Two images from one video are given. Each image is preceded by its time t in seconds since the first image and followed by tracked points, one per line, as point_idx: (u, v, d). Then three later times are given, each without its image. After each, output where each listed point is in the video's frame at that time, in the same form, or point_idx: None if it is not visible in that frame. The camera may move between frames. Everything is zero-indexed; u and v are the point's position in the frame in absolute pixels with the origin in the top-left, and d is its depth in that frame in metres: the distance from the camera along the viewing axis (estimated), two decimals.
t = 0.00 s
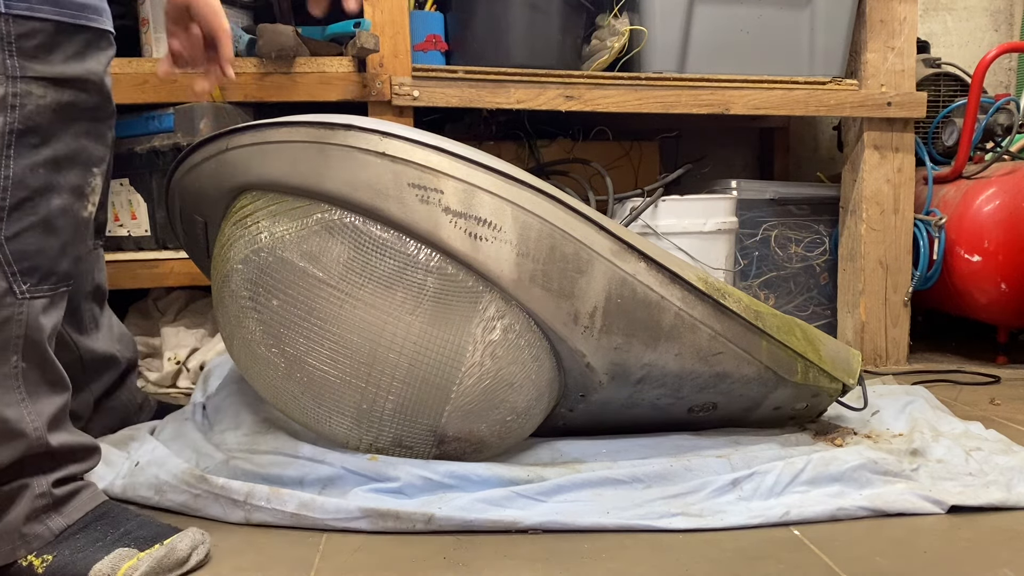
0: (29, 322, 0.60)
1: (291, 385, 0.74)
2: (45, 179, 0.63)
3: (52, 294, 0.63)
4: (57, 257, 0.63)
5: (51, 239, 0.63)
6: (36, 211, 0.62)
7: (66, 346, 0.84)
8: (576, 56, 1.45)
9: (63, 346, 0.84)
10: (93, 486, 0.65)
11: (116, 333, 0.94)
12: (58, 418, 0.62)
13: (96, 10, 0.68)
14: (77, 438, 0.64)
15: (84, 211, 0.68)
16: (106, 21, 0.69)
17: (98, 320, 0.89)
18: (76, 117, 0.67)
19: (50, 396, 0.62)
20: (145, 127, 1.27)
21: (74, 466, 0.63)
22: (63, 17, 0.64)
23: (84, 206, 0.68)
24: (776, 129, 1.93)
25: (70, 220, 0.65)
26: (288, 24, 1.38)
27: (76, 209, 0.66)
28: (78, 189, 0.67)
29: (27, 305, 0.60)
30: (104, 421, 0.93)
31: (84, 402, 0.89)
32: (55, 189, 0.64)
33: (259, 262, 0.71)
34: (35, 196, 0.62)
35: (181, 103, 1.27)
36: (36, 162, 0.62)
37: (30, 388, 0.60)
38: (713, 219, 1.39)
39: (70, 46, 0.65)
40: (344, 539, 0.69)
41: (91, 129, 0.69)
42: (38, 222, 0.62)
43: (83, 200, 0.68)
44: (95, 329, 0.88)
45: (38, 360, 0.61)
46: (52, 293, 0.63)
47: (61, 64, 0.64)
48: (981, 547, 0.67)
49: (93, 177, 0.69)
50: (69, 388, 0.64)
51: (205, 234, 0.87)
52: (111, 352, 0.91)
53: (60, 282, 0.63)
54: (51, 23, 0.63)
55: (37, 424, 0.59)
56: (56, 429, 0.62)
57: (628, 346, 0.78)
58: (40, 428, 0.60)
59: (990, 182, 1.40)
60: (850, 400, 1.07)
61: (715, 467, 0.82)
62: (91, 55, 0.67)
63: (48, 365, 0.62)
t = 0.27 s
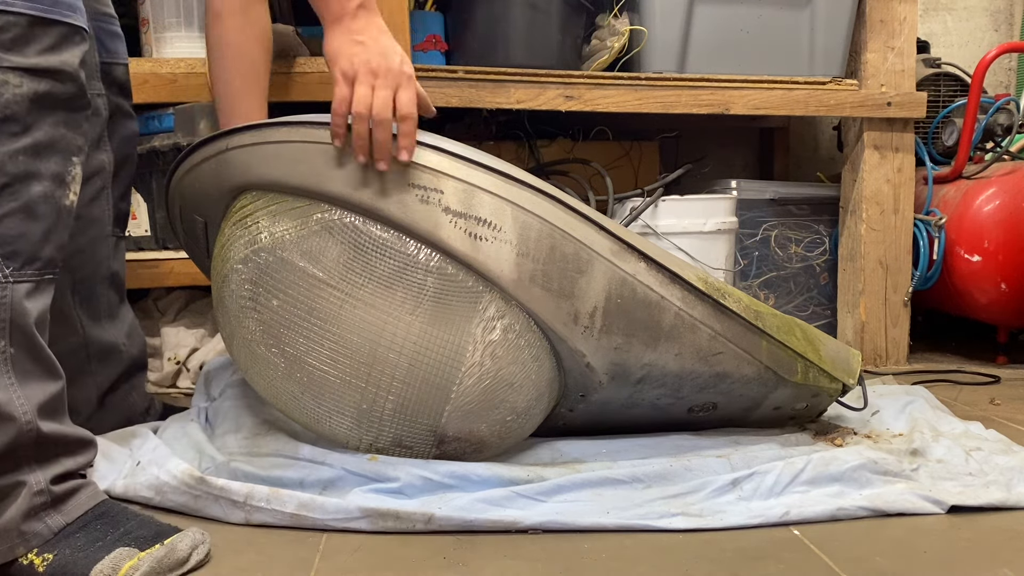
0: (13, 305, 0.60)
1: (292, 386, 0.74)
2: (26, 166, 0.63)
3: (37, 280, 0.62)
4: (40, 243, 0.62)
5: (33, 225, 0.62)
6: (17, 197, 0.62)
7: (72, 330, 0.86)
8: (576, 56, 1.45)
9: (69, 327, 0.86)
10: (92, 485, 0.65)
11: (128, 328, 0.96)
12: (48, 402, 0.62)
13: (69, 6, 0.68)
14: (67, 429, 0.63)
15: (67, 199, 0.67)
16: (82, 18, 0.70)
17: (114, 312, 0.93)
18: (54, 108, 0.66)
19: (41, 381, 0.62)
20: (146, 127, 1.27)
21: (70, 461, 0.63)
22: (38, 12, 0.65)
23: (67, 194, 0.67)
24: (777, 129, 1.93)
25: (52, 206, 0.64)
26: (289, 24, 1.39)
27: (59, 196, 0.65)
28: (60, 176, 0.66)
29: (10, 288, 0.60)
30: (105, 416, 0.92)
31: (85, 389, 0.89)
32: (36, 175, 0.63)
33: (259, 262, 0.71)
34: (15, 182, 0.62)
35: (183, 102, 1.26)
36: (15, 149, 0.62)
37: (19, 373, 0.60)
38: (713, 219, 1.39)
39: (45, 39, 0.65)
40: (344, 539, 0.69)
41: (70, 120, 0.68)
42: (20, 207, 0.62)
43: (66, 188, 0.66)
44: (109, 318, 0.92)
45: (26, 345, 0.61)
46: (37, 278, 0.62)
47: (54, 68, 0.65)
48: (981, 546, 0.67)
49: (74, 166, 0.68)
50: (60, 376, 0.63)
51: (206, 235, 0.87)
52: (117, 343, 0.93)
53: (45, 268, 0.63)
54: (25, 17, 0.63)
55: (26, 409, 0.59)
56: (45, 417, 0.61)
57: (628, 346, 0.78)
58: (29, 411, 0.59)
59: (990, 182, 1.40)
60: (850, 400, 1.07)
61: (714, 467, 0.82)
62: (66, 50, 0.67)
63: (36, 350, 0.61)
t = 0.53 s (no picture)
0: (15, 304, 0.60)
1: (293, 388, 0.74)
2: (29, 166, 0.63)
3: (39, 279, 0.62)
4: (42, 242, 0.62)
5: (35, 224, 0.62)
6: (19, 196, 0.62)
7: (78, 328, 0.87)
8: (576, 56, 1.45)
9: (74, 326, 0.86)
10: (93, 485, 0.65)
11: (135, 329, 0.97)
12: (50, 402, 0.62)
13: (74, 5, 0.67)
14: (69, 430, 0.63)
15: (70, 198, 0.67)
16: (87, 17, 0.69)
17: (123, 311, 0.94)
18: (57, 107, 0.66)
19: (44, 380, 0.62)
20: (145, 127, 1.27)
21: (71, 462, 0.63)
22: (41, 11, 0.64)
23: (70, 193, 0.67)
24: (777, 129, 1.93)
25: (54, 206, 0.64)
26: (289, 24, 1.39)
27: (62, 196, 0.65)
28: (63, 176, 0.66)
29: (12, 288, 0.60)
30: (109, 416, 0.92)
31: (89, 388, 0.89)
32: (39, 175, 0.63)
33: (259, 262, 0.71)
34: (17, 182, 0.61)
35: (182, 103, 1.26)
36: (19, 148, 0.62)
37: (22, 372, 0.60)
38: (713, 219, 1.39)
39: (50, 39, 0.65)
40: (344, 539, 0.69)
41: (73, 119, 0.68)
42: (22, 207, 0.61)
43: (70, 187, 0.66)
44: (119, 319, 0.94)
45: (29, 344, 0.60)
46: (40, 278, 0.62)
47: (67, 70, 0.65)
48: (981, 546, 0.67)
49: (77, 166, 0.68)
50: (62, 374, 0.64)
51: (206, 236, 0.87)
52: (122, 343, 0.93)
53: (47, 268, 0.63)
54: (30, 17, 0.63)
55: (27, 408, 0.59)
56: (47, 416, 0.61)
57: (628, 346, 0.78)
58: (30, 411, 0.59)
59: (990, 182, 1.40)
60: (850, 400, 1.07)
61: (714, 467, 0.82)
62: (70, 49, 0.67)
63: (38, 349, 0.61)
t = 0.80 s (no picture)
0: (17, 304, 0.60)
1: (293, 388, 0.74)
2: (30, 165, 0.63)
3: (41, 279, 0.62)
4: (44, 242, 0.63)
5: (37, 224, 0.62)
6: (20, 196, 0.62)
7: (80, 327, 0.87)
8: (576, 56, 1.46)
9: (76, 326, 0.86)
10: (93, 486, 0.65)
11: (138, 328, 0.96)
12: (50, 402, 0.62)
13: (75, 3, 0.68)
14: (69, 431, 0.63)
15: (71, 198, 0.67)
16: (90, 15, 0.70)
17: (128, 309, 0.94)
18: (59, 106, 0.66)
19: (44, 380, 0.62)
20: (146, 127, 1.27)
21: (70, 463, 0.63)
22: (43, 9, 0.64)
23: (72, 193, 0.67)
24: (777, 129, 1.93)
25: (56, 205, 0.64)
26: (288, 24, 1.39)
27: (63, 195, 0.65)
28: (64, 175, 0.66)
29: (14, 288, 0.60)
30: (112, 416, 0.92)
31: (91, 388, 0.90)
32: (41, 174, 0.64)
33: (259, 262, 0.71)
34: (19, 181, 0.61)
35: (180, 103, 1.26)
36: (20, 147, 0.62)
37: (22, 372, 0.60)
38: (713, 219, 1.39)
39: (52, 36, 0.65)
40: (344, 539, 0.69)
41: (74, 118, 0.68)
42: (23, 206, 0.62)
43: (71, 187, 0.67)
44: (123, 317, 0.93)
45: (29, 344, 0.61)
46: (41, 278, 0.62)
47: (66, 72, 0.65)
48: (981, 546, 0.67)
49: (78, 165, 0.68)
50: (62, 374, 0.64)
51: (205, 234, 0.86)
52: (123, 343, 0.93)
53: (49, 268, 0.63)
54: (30, 14, 0.63)
55: (27, 409, 0.59)
56: (47, 416, 0.61)
57: (628, 346, 0.78)
58: (30, 411, 0.59)
59: (990, 182, 1.40)
60: (850, 400, 1.07)
61: (714, 467, 0.82)
62: (72, 47, 0.67)
63: (39, 348, 0.61)
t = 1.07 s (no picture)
0: (33, 302, 0.60)
1: (293, 388, 0.74)
2: (51, 163, 0.63)
3: (57, 277, 0.63)
4: (62, 240, 0.63)
5: (56, 223, 0.62)
6: (41, 194, 0.61)
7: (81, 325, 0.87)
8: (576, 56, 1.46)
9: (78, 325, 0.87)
10: (96, 485, 0.65)
11: (141, 325, 0.96)
12: (63, 401, 0.62)
13: None
14: (80, 429, 0.63)
15: (89, 195, 0.68)
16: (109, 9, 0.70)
17: (133, 305, 0.94)
18: (81, 103, 0.67)
19: (58, 378, 0.62)
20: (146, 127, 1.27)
21: (76, 462, 0.63)
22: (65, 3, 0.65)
23: (89, 190, 0.68)
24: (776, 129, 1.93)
25: (73, 203, 0.65)
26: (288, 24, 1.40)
27: (82, 193, 0.66)
28: (83, 173, 0.66)
29: (31, 286, 0.60)
30: (114, 414, 0.93)
31: (94, 387, 0.90)
32: (61, 172, 0.64)
33: (259, 262, 0.71)
34: (40, 178, 0.61)
35: (180, 102, 1.26)
36: (41, 145, 0.62)
37: (36, 370, 0.60)
38: (713, 219, 1.39)
39: (75, 31, 0.65)
40: (344, 539, 0.69)
41: (95, 116, 0.69)
42: (44, 204, 0.61)
43: (89, 185, 0.67)
44: (128, 313, 0.93)
45: (45, 341, 0.61)
46: (58, 276, 0.63)
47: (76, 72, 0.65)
48: (981, 546, 0.67)
49: (97, 163, 0.69)
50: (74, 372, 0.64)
51: (206, 234, 0.87)
52: (126, 340, 0.93)
53: (65, 265, 0.64)
54: (54, 9, 0.63)
55: (39, 408, 0.59)
56: (60, 415, 0.62)
57: (629, 347, 0.78)
58: (41, 410, 0.59)
59: (990, 182, 1.40)
60: (850, 400, 1.07)
61: (714, 467, 0.82)
62: (94, 43, 0.68)
63: (54, 346, 0.62)
